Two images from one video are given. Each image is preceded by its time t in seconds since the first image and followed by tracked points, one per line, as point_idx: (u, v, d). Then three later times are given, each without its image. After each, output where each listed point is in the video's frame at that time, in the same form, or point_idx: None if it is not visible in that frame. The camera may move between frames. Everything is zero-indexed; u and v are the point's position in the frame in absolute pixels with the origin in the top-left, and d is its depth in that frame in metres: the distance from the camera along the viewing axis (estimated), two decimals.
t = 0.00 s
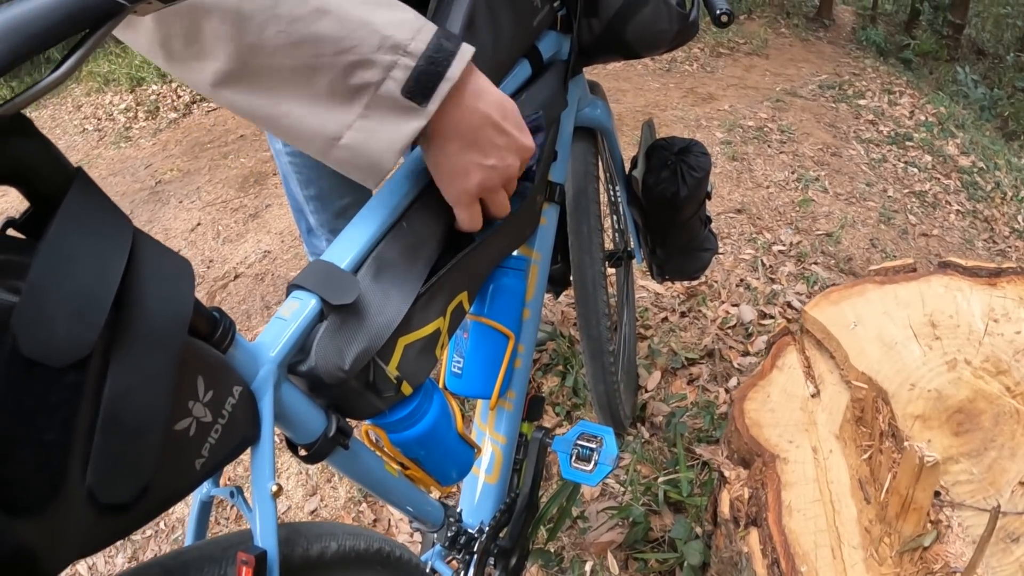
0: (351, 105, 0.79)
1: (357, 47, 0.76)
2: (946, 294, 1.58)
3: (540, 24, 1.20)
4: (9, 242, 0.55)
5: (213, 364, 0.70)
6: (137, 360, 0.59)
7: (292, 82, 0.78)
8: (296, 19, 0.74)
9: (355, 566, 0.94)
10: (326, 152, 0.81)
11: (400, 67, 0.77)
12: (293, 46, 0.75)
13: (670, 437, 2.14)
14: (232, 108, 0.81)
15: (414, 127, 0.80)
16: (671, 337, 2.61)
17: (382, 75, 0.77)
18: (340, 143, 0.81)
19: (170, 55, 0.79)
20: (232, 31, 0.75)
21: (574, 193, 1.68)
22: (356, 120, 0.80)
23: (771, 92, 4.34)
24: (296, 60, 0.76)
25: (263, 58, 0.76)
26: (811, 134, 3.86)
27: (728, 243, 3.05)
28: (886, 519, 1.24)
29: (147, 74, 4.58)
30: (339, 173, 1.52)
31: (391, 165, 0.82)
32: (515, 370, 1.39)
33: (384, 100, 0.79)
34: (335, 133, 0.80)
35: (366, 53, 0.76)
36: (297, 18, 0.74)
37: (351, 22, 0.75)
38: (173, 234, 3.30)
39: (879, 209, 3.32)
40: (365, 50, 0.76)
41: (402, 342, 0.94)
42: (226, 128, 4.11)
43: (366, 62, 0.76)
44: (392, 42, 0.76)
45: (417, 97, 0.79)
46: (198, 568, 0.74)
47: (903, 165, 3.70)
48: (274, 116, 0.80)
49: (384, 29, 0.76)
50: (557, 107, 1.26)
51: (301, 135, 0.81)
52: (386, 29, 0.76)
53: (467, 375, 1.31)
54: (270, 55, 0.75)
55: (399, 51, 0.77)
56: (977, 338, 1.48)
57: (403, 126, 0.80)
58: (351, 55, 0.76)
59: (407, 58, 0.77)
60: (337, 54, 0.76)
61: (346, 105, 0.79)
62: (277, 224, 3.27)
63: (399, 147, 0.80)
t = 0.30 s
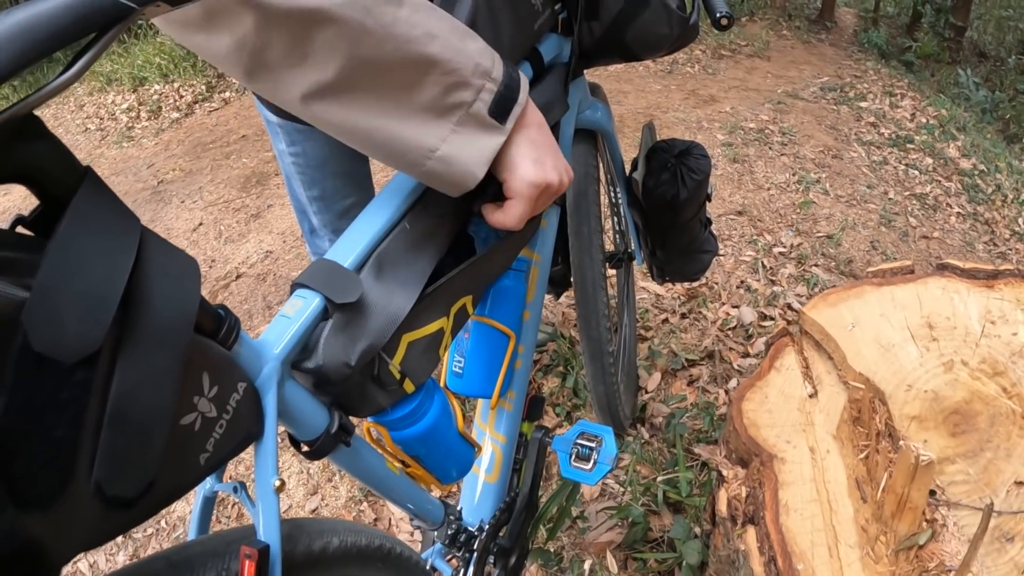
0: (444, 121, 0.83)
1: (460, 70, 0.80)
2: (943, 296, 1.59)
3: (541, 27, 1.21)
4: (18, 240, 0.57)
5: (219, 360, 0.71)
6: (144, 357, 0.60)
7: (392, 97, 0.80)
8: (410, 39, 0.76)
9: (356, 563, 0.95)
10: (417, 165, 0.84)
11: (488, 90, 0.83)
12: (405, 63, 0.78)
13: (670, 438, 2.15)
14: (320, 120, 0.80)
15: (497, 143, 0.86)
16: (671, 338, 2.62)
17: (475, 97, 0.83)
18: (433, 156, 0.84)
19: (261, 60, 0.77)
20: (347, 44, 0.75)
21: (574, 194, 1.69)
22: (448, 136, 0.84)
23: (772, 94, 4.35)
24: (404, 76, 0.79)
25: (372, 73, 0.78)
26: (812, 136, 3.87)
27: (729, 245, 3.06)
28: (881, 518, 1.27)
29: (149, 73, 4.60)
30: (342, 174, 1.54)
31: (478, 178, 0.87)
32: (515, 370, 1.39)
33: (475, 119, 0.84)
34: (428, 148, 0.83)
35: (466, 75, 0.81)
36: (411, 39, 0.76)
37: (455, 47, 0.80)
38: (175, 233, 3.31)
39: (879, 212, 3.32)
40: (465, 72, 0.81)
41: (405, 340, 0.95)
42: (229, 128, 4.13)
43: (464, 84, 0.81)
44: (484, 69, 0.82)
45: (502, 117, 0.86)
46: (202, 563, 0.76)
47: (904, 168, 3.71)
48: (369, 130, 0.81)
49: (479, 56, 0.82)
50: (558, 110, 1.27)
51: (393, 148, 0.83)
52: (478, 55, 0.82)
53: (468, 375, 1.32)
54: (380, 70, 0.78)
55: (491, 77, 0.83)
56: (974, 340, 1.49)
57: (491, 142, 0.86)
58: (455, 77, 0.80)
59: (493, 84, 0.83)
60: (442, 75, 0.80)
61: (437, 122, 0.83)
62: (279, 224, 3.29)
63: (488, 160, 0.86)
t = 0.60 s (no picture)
0: (363, 75, 0.80)
1: (367, 18, 0.76)
2: (940, 292, 1.60)
3: (542, 24, 1.21)
4: (23, 227, 0.58)
5: (217, 348, 0.71)
6: (145, 343, 0.61)
7: (306, 55, 0.79)
8: None
9: (354, 555, 0.96)
10: (338, 122, 0.82)
11: (409, 36, 0.78)
12: (303, 18, 0.76)
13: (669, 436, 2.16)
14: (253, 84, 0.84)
15: (423, 92, 0.80)
16: (671, 337, 2.62)
17: (392, 44, 0.78)
18: (351, 112, 0.81)
19: (197, 37, 0.84)
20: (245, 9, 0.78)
21: (574, 191, 1.69)
22: (367, 90, 0.80)
23: (773, 95, 4.36)
24: (309, 33, 0.77)
25: (277, 33, 0.78)
26: (813, 137, 3.87)
27: (729, 245, 3.07)
28: (876, 512, 1.28)
29: (151, 73, 4.62)
30: (342, 171, 1.54)
31: (400, 131, 0.82)
32: (514, 366, 1.40)
33: (395, 68, 0.79)
34: (345, 104, 0.81)
35: (377, 23, 0.76)
36: None
37: None
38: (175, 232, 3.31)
39: (880, 212, 3.33)
40: (375, 20, 0.76)
41: (403, 333, 0.96)
42: (230, 127, 4.14)
43: (376, 32, 0.77)
44: (401, 12, 0.77)
45: (427, 65, 0.79)
46: (201, 552, 0.76)
47: (904, 168, 3.72)
48: (290, 91, 0.82)
49: None
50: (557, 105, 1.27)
51: (314, 108, 0.82)
52: None
53: (467, 369, 1.32)
54: (282, 28, 0.78)
55: (408, 21, 0.77)
56: (970, 335, 1.49)
57: (414, 93, 0.80)
58: (361, 26, 0.77)
59: (415, 28, 0.77)
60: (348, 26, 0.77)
61: (357, 76, 0.80)
62: (280, 223, 3.29)
63: (409, 112, 0.80)
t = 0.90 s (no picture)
0: (372, 100, 0.86)
1: (378, 46, 0.81)
2: (931, 300, 1.62)
3: (539, 35, 1.23)
4: (33, 242, 0.60)
5: (221, 357, 0.74)
6: (151, 351, 0.63)
7: (314, 79, 0.83)
8: (321, 22, 0.78)
9: (353, 556, 0.98)
10: (350, 143, 0.88)
11: (417, 64, 0.84)
12: (319, 47, 0.80)
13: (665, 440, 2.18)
14: (253, 105, 0.86)
15: (431, 117, 0.88)
16: (669, 340, 2.64)
17: (400, 73, 0.84)
18: (363, 135, 0.87)
19: (190, 57, 0.84)
20: (256, 35, 0.79)
21: (570, 197, 1.71)
22: (377, 114, 0.86)
23: (773, 98, 4.37)
24: (321, 58, 0.81)
25: (290, 59, 0.81)
26: (812, 140, 3.89)
27: (728, 248, 3.09)
28: (862, 520, 1.30)
29: (153, 73, 4.65)
30: (343, 176, 1.57)
31: (409, 152, 0.89)
32: (511, 370, 1.42)
33: (403, 94, 0.86)
34: (356, 127, 0.87)
35: (387, 52, 0.82)
36: (321, 22, 0.78)
37: (372, 24, 0.80)
38: (178, 232, 3.33)
39: (878, 216, 3.34)
40: (386, 50, 0.82)
41: (400, 340, 0.98)
42: (232, 128, 4.16)
43: (386, 60, 0.82)
44: (409, 41, 0.82)
45: (433, 92, 0.86)
46: (203, 553, 0.78)
47: (904, 172, 3.73)
48: (297, 113, 0.85)
49: (401, 29, 0.82)
50: (553, 115, 1.30)
51: (324, 130, 0.87)
52: (403, 28, 0.82)
53: (465, 374, 1.34)
54: (296, 55, 0.80)
55: (415, 51, 0.83)
56: (959, 344, 1.51)
57: (423, 118, 0.87)
58: (372, 55, 0.82)
59: (423, 56, 0.84)
60: (360, 54, 0.81)
61: (366, 100, 0.86)
62: (281, 224, 3.31)
63: (418, 135, 0.88)
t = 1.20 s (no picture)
0: (382, 99, 0.86)
1: (389, 45, 0.82)
2: (925, 299, 1.62)
3: (537, 34, 1.24)
4: (35, 234, 0.60)
5: (219, 348, 0.74)
6: (150, 342, 0.63)
7: (325, 78, 0.83)
8: (333, 22, 0.79)
9: (349, 549, 0.98)
10: (360, 142, 0.88)
11: (427, 63, 0.84)
12: (330, 47, 0.80)
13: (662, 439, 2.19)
14: (265, 105, 0.86)
15: (441, 115, 0.88)
16: (667, 340, 2.65)
17: (411, 71, 0.84)
18: (373, 133, 0.87)
19: (205, 56, 0.85)
20: (268, 35, 0.79)
21: (569, 196, 1.71)
22: (387, 113, 0.86)
23: (774, 99, 4.38)
24: (332, 58, 0.81)
25: (301, 59, 0.81)
26: (812, 141, 3.89)
27: (727, 249, 3.09)
28: (855, 515, 1.30)
29: (154, 73, 4.66)
30: (342, 175, 1.56)
31: (420, 150, 0.89)
32: (507, 366, 1.42)
33: (413, 93, 0.86)
34: (367, 125, 0.87)
35: (399, 51, 0.82)
36: (333, 21, 0.79)
37: (383, 23, 0.81)
38: (178, 231, 3.34)
39: (878, 217, 3.34)
40: (397, 49, 0.82)
41: (397, 334, 0.98)
42: (233, 127, 4.17)
43: (397, 59, 0.83)
44: (420, 40, 0.83)
45: (444, 90, 0.86)
46: (201, 542, 0.79)
47: (904, 173, 3.73)
48: (308, 112, 0.85)
49: (412, 28, 0.82)
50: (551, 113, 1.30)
51: (337, 128, 0.87)
52: (414, 28, 0.83)
53: (462, 370, 1.34)
54: (308, 54, 0.81)
55: (427, 51, 0.84)
56: (953, 342, 1.52)
57: (433, 116, 0.87)
58: (383, 54, 0.82)
59: (433, 55, 0.84)
60: (371, 54, 0.82)
61: (377, 99, 0.86)
62: (281, 224, 3.32)
63: (428, 132, 0.88)
